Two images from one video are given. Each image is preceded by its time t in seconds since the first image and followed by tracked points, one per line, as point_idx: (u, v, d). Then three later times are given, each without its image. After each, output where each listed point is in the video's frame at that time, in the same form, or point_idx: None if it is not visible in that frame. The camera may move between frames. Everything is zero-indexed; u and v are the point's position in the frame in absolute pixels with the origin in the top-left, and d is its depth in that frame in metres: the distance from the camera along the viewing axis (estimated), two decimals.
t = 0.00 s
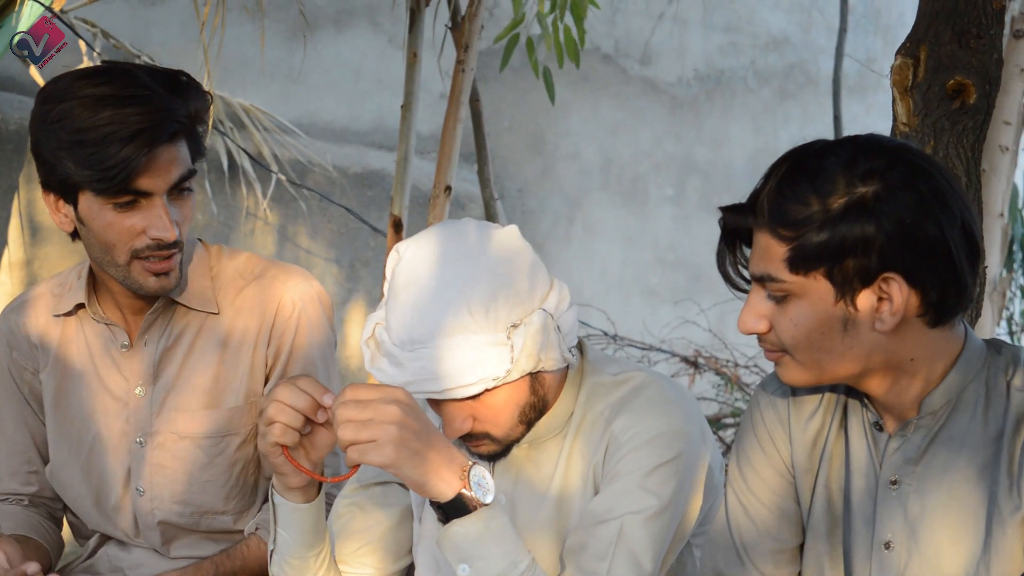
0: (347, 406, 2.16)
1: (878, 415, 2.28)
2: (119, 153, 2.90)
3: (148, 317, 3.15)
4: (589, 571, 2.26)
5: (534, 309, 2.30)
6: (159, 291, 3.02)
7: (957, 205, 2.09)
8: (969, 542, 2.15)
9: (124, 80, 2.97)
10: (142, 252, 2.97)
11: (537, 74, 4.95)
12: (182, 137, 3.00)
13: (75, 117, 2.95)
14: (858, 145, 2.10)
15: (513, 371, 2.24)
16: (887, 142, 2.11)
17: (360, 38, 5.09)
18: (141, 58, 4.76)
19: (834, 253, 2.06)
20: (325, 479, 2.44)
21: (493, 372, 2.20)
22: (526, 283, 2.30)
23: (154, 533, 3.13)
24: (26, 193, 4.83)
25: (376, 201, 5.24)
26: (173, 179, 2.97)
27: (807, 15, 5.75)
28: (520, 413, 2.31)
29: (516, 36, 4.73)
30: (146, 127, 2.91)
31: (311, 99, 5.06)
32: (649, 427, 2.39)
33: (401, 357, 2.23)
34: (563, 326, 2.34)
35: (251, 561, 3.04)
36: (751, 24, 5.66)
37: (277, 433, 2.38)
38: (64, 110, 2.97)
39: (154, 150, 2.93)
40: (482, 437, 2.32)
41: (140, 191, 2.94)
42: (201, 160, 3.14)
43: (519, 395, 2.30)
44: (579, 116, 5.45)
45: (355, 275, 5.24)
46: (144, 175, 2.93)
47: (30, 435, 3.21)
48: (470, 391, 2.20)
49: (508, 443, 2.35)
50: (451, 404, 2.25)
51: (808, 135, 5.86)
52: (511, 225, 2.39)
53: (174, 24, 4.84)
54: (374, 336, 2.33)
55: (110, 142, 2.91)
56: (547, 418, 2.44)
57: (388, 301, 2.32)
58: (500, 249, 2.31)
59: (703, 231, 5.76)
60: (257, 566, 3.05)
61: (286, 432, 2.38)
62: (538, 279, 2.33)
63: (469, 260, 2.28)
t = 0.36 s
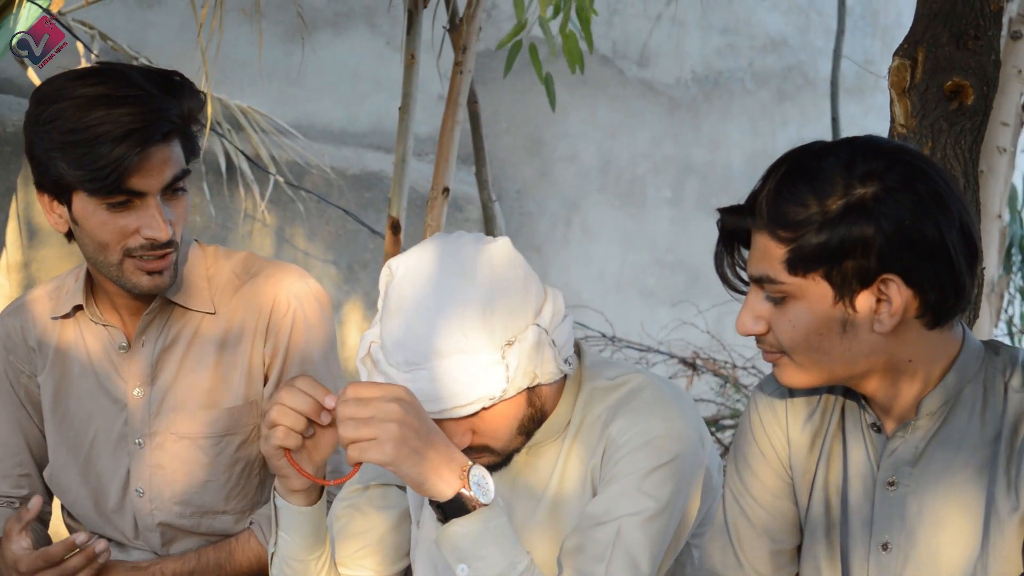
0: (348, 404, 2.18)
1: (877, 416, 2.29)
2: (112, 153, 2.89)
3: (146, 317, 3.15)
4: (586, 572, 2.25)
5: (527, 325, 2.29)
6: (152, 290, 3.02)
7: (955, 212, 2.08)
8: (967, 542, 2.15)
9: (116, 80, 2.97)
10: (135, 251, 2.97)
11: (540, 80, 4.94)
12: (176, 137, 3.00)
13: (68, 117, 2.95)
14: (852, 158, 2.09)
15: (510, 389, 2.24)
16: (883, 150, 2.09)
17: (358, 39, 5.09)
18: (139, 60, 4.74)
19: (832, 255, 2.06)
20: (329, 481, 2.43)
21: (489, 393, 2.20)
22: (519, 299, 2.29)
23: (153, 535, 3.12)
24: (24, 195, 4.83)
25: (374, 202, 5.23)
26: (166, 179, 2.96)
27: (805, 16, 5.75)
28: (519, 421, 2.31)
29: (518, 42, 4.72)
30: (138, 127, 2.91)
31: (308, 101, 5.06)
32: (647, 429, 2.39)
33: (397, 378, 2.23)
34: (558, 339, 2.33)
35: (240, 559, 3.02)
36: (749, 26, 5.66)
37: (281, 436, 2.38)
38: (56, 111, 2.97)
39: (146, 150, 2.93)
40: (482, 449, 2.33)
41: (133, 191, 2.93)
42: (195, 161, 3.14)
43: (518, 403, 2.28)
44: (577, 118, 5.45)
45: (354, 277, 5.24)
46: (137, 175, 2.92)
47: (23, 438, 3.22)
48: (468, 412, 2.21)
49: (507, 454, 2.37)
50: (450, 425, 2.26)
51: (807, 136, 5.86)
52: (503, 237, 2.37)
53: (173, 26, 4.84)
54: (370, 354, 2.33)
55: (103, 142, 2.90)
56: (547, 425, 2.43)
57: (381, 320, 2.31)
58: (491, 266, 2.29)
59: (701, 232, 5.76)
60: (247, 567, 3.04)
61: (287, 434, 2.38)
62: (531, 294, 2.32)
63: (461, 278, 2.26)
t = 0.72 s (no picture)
0: (347, 401, 2.18)
1: (872, 416, 2.28)
2: (98, 157, 2.89)
3: (139, 318, 3.14)
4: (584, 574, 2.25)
5: (529, 315, 2.30)
6: (144, 293, 3.01)
7: (953, 212, 2.08)
8: (963, 541, 2.15)
9: (102, 84, 2.97)
10: (124, 254, 2.96)
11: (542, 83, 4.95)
12: (162, 139, 2.99)
13: (54, 122, 2.94)
14: (857, 149, 2.10)
15: (508, 377, 2.23)
16: (884, 149, 2.10)
17: (355, 40, 5.08)
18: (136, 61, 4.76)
19: (830, 255, 2.06)
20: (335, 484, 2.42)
21: (488, 379, 2.20)
22: (522, 289, 2.29)
23: (150, 535, 3.11)
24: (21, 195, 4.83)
25: (371, 203, 5.22)
26: (154, 181, 2.96)
27: (803, 17, 5.75)
28: (515, 417, 2.31)
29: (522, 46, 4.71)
30: (124, 130, 2.91)
31: (305, 101, 5.06)
32: (643, 430, 2.39)
33: (396, 361, 2.22)
34: (559, 332, 2.35)
35: (251, 551, 3.00)
36: (746, 27, 5.67)
37: (290, 440, 2.36)
38: (42, 116, 2.96)
39: (132, 153, 2.92)
40: (477, 443, 2.32)
41: (121, 194, 2.93)
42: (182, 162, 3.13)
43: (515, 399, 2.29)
44: (574, 118, 5.46)
45: (351, 277, 5.23)
46: (124, 178, 2.92)
47: (23, 439, 3.21)
48: (465, 397, 2.20)
49: (502, 450, 2.35)
50: (445, 413, 2.25)
51: (806, 136, 5.83)
52: (509, 232, 2.38)
53: (170, 27, 4.83)
54: (370, 339, 2.32)
55: (89, 146, 2.90)
56: (543, 423, 2.44)
57: (383, 305, 2.31)
58: (496, 255, 2.30)
59: (698, 233, 5.76)
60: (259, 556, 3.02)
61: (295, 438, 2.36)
62: (534, 285, 2.33)
63: (466, 266, 2.27)
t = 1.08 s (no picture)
0: (344, 399, 2.19)
1: (867, 419, 2.29)
2: (93, 157, 2.88)
3: (135, 319, 3.13)
4: None
5: (520, 326, 2.29)
6: (139, 293, 3.01)
7: (949, 219, 2.08)
8: (958, 544, 2.14)
9: (96, 84, 2.96)
10: (119, 255, 2.96)
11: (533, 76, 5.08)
12: (156, 139, 2.99)
13: (49, 122, 2.93)
14: (846, 158, 2.09)
15: (501, 390, 2.23)
16: (878, 154, 2.09)
17: (352, 43, 5.08)
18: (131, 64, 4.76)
19: (828, 257, 2.06)
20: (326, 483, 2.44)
21: (480, 393, 2.19)
22: (513, 301, 2.29)
23: (145, 536, 3.10)
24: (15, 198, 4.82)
25: (367, 206, 5.22)
26: (149, 182, 2.96)
27: (798, 20, 5.77)
28: (510, 425, 2.30)
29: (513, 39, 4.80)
30: (119, 131, 2.90)
31: (301, 104, 5.06)
32: (637, 432, 2.39)
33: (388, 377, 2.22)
34: (550, 340, 2.33)
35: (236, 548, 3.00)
36: (741, 30, 5.68)
37: (283, 436, 2.37)
38: (37, 116, 2.95)
39: (127, 153, 2.92)
40: (475, 448, 2.32)
41: (117, 195, 2.93)
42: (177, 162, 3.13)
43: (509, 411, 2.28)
44: (570, 121, 5.46)
45: (346, 280, 5.21)
46: (119, 179, 2.91)
47: (20, 442, 3.18)
48: (458, 411, 2.20)
49: (499, 457, 2.35)
50: (442, 424, 2.25)
51: (799, 140, 5.87)
52: (497, 240, 2.36)
53: (166, 30, 4.82)
54: (362, 354, 2.32)
55: (84, 146, 2.89)
56: (538, 428, 2.43)
57: (374, 320, 2.31)
58: (485, 267, 2.29)
59: (694, 236, 5.76)
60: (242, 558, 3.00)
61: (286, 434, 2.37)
62: (524, 296, 2.32)
63: (454, 279, 2.26)
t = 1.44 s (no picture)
0: (344, 402, 2.17)
1: (866, 423, 2.29)
2: (90, 162, 2.88)
3: (134, 321, 3.12)
4: None
5: (514, 335, 2.29)
6: (136, 298, 3.00)
7: (947, 224, 2.08)
8: (956, 546, 2.14)
9: (94, 88, 2.96)
10: (116, 259, 2.95)
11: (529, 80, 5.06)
12: (154, 145, 2.99)
13: (46, 127, 2.93)
14: (840, 165, 2.09)
15: (496, 400, 2.23)
16: (874, 158, 2.09)
17: (349, 46, 5.07)
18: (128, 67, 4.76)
19: (828, 259, 2.06)
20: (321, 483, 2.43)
21: (476, 404, 2.20)
22: (505, 309, 2.29)
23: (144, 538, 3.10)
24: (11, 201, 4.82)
25: (362, 208, 5.18)
26: (145, 187, 2.95)
27: (795, 23, 5.77)
28: (507, 430, 2.30)
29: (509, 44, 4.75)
30: (117, 136, 2.90)
31: (298, 107, 5.05)
32: (634, 434, 2.38)
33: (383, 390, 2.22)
34: (544, 347, 2.33)
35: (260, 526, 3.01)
36: (738, 33, 5.68)
37: (278, 433, 2.38)
38: (34, 120, 2.95)
39: (124, 159, 2.91)
40: (472, 455, 2.32)
41: (113, 201, 2.92)
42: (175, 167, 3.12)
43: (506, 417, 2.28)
44: (567, 124, 5.46)
45: (343, 283, 5.22)
46: (116, 184, 2.91)
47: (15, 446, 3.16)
48: (454, 422, 2.20)
49: (497, 463, 2.35)
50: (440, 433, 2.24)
51: (796, 143, 5.87)
52: (489, 247, 2.36)
53: (163, 32, 4.82)
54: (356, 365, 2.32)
55: (81, 151, 2.88)
56: (533, 434, 2.42)
57: (368, 331, 2.30)
58: (477, 277, 2.29)
59: (691, 239, 5.76)
60: (232, 549, 2.96)
61: (283, 429, 2.39)
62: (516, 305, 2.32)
63: (446, 289, 2.26)
